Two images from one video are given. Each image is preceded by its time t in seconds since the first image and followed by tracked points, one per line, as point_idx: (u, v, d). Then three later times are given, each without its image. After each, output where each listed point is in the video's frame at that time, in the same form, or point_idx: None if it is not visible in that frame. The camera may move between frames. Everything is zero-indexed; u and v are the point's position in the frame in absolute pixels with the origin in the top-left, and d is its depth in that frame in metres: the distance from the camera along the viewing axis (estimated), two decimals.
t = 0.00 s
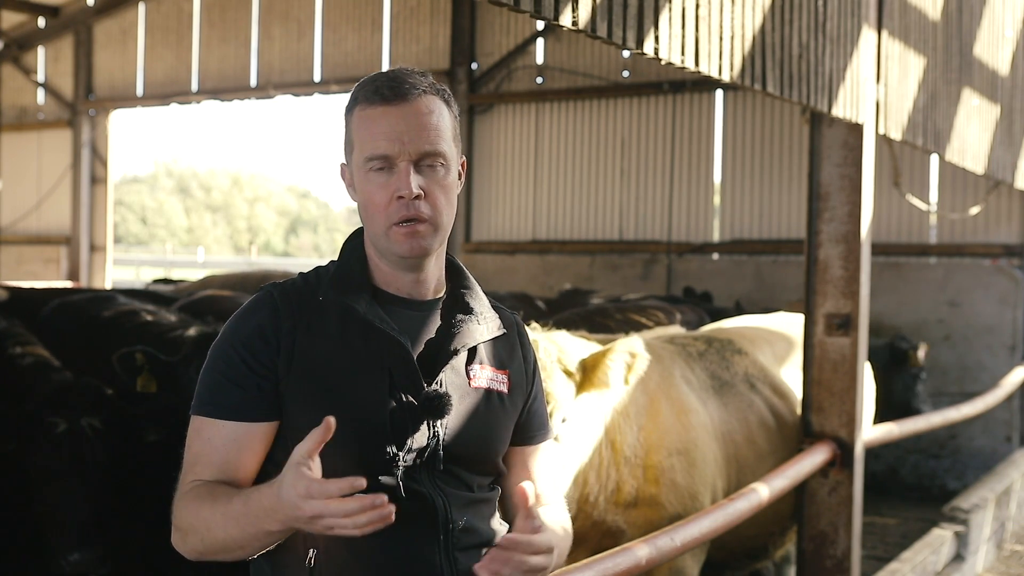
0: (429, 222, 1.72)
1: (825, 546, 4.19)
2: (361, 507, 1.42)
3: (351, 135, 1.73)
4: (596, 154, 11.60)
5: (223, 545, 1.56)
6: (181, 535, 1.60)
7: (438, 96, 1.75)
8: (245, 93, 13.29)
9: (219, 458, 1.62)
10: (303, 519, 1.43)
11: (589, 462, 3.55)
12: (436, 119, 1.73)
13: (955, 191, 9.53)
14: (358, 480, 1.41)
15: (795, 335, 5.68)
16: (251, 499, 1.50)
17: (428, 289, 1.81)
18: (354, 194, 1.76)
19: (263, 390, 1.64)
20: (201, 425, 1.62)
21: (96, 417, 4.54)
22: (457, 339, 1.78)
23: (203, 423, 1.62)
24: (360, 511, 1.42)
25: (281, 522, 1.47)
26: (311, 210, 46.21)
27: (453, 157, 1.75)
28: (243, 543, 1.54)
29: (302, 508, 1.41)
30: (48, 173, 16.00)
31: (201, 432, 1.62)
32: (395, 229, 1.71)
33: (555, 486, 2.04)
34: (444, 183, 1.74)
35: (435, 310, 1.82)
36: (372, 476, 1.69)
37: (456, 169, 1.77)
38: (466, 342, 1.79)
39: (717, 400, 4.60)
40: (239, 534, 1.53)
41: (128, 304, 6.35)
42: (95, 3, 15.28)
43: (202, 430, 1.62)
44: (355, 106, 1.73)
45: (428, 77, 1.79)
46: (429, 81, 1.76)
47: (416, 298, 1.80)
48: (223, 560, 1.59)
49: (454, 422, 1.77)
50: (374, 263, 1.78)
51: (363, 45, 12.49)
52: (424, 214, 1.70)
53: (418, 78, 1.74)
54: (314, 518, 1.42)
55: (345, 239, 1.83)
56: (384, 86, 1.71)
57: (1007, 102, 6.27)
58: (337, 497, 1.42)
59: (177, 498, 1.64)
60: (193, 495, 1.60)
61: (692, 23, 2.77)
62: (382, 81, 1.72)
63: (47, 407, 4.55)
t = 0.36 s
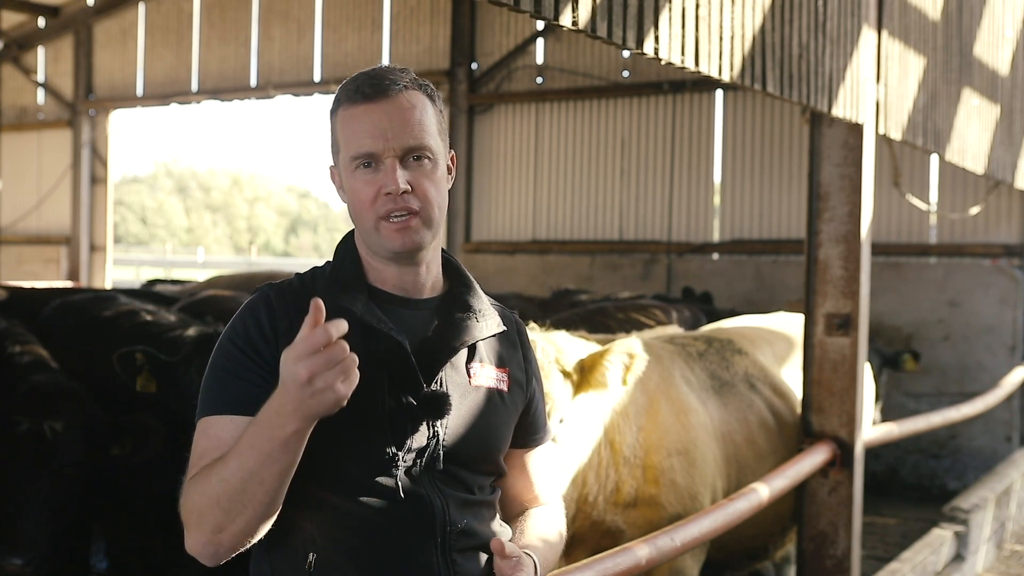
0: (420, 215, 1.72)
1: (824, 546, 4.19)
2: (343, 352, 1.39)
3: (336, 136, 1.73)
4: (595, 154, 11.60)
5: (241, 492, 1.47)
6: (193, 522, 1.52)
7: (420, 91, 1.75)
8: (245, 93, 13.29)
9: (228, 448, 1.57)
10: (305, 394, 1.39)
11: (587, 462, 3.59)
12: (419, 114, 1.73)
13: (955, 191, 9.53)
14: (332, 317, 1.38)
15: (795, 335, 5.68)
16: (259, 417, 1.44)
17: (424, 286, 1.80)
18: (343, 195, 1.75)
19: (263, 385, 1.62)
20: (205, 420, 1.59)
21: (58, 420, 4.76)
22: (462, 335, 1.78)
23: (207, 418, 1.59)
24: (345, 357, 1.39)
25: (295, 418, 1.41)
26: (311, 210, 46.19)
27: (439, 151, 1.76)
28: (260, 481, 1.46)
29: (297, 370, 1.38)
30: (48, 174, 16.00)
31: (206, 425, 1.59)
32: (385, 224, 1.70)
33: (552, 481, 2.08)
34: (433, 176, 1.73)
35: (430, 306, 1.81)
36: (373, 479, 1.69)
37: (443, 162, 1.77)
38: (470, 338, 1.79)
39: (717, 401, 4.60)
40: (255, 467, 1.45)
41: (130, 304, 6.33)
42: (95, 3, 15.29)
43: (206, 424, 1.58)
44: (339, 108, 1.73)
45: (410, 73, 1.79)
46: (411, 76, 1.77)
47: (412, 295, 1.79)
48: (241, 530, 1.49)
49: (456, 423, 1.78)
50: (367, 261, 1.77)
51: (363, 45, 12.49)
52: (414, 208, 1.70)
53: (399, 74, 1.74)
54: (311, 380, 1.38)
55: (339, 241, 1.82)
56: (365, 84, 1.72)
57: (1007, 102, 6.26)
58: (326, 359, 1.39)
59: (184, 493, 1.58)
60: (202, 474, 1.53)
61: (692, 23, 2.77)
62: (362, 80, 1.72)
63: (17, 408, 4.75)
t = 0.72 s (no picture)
0: (432, 230, 1.72)
1: (825, 546, 4.19)
2: (358, 415, 1.34)
3: (354, 139, 1.73)
4: (596, 154, 11.60)
5: (238, 523, 1.48)
6: (191, 540, 1.54)
7: (445, 104, 1.75)
8: (245, 93, 13.29)
9: (226, 463, 1.58)
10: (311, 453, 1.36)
11: (587, 462, 3.58)
12: (442, 127, 1.72)
13: (955, 191, 9.53)
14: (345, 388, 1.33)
15: (795, 335, 5.68)
16: (262, 457, 1.44)
17: (424, 294, 1.80)
18: (356, 199, 1.75)
19: (261, 397, 1.62)
20: (203, 433, 1.60)
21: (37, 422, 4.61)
22: (459, 345, 1.78)
23: (206, 432, 1.60)
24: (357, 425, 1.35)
25: (295, 467, 1.40)
26: (311, 210, 46.17)
27: (457, 167, 1.75)
28: (258, 516, 1.47)
29: (303, 430, 1.34)
30: (48, 174, 15.99)
31: (205, 438, 1.59)
32: (395, 236, 1.70)
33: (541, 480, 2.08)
34: (448, 192, 1.73)
35: (429, 314, 1.81)
36: (370, 487, 1.69)
37: (460, 177, 1.77)
38: (468, 347, 1.79)
39: (716, 401, 4.60)
40: (255, 504, 1.46)
41: (134, 304, 6.31)
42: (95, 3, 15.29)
43: (205, 437, 1.59)
44: (360, 111, 1.72)
45: (435, 82, 1.78)
46: (436, 87, 1.76)
47: (412, 305, 1.79)
48: (240, 551, 1.51)
49: (453, 430, 1.77)
50: (371, 268, 1.78)
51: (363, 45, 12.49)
52: (426, 223, 1.70)
53: (426, 84, 1.74)
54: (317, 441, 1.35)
55: (342, 241, 1.83)
56: (391, 91, 1.71)
57: (1007, 102, 6.26)
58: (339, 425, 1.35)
59: (182, 509, 1.60)
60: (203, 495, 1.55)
61: (692, 23, 2.77)
62: (388, 85, 1.71)
63: None
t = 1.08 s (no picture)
0: (447, 218, 1.72)
1: (825, 546, 4.19)
2: (387, 507, 1.34)
3: (368, 132, 1.73)
4: (598, 153, 11.61)
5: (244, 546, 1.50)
6: (186, 534, 1.55)
7: (457, 96, 1.76)
8: (245, 93, 13.29)
9: (228, 461, 1.59)
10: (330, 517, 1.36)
11: (588, 462, 3.58)
12: (455, 117, 1.73)
13: (954, 191, 9.53)
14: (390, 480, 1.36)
15: (795, 335, 5.68)
16: (284, 496, 1.46)
17: (440, 295, 1.80)
18: (370, 192, 1.75)
19: (267, 396, 1.62)
20: (205, 425, 1.59)
21: (43, 421, 4.66)
22: (472, 350, 1.78)
23: (210, 425, 1.59)
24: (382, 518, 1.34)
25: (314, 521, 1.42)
26: (311, 210, 46.14)
27: (471, 157, 1.76)
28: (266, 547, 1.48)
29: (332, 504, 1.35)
30: (48, 174, 15.99)
31: (209, 432, 1.59)
32: (411, 224, 1.70)
33: (552, 491, 2.07)
34: (463, 182, 1.74)
35: (441, 315, 1.81)
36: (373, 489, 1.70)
37: (473, 169, 1.78)
38: (480, 354, 1.79)
39: (716, 401, 4.60)
40: (266, 537, 1.47)
41: (141, 304, 6.31)
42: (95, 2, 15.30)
43: (210, 431, 1.59)
44: (374, 104, 1.73)
45: (448, 78, 1.80)
46: (449, 81, 1.77)
47: (426, 304, 1.79)
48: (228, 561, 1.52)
49: (460, 438, 1.77)
50: (386, 265, 1.78)
51: (363, 45, 12.49)
52: (443, 210, 1.70)
53: (439, 76, 1.75)
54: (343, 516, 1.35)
55: (357, 241, 1.83)
56: (405, 82, 1.72)
57: (1007, 102, 6.27)
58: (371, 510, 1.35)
59: (179, 501, 1.60)
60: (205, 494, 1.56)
61: (692, 23, 2.77)
62: (402, 78, 1.73)
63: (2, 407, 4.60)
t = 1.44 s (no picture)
0: (434, 217, 1.72)
1: (824, 546, 4.19)
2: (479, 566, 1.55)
3: (352, 135, 1.73)
4: (597, 153, 11.61)
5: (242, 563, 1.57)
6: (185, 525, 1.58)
7: (440, 94, 1.75)
8: (245, 93, 13.29)
9: (222, 458, 1.60)
10: (408, 565, 1.52)
11: (589, 462, 3.59)
12: (437, 117, 1.72)
13: (954, 191, 9.53)
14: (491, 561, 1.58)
15: (796, 335, 5.68)
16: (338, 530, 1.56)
17: (434, 291, 1.80)
18: (359, 193, 1.76)
19: (262, 393, 1.63)
20: (199, 420, 1.60)
21: (78, 412, 4.83)
22: (467, 345, 1.79)
23: (204, 421, 1.60)
24: None
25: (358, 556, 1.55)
26: (311, 210, 46.11)
27: (456, 155, 1.75)
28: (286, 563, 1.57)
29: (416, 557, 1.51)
30: (48, 174, 15.99)
31: (204, 428, 1.59)
32: (398, 226, 1.71)
33: (561, 491, 2.06)
34: (448, 180, 1.73)
35: (436, 312, 1.81)
36: (367, 484, 1.71)
37: (460, 166, 1.77)
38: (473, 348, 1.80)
39: (718, 401, 4.60)
40: (295, 557, 1.56)
41: (146, 304, 6.31)
42: (95, 3, 15.30)
43: (203, 427, 1.59)
44: (356, 107, 1.72)
45: (430, 74, 1.78)
46: (431, 79, 1.76)
47: (419, 301, 1.79)
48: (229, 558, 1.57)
49: (453, 434, 1.77)
50: (378, 263, 1.78)
51: (363, 45, 12.49)
52: (428, 211, 1.71)
53: (419, 76, 1.74)
54: (422, 568, 1.52)
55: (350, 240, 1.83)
56: (385, 84, 1.71)
57: (1007, 102, 6.27)
58: None
59: (172, 496, 1.61)
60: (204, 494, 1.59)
61: (692, 23, 2.77)
62: (382, 80, 1.72)
63: (32, 403, 4.76)
